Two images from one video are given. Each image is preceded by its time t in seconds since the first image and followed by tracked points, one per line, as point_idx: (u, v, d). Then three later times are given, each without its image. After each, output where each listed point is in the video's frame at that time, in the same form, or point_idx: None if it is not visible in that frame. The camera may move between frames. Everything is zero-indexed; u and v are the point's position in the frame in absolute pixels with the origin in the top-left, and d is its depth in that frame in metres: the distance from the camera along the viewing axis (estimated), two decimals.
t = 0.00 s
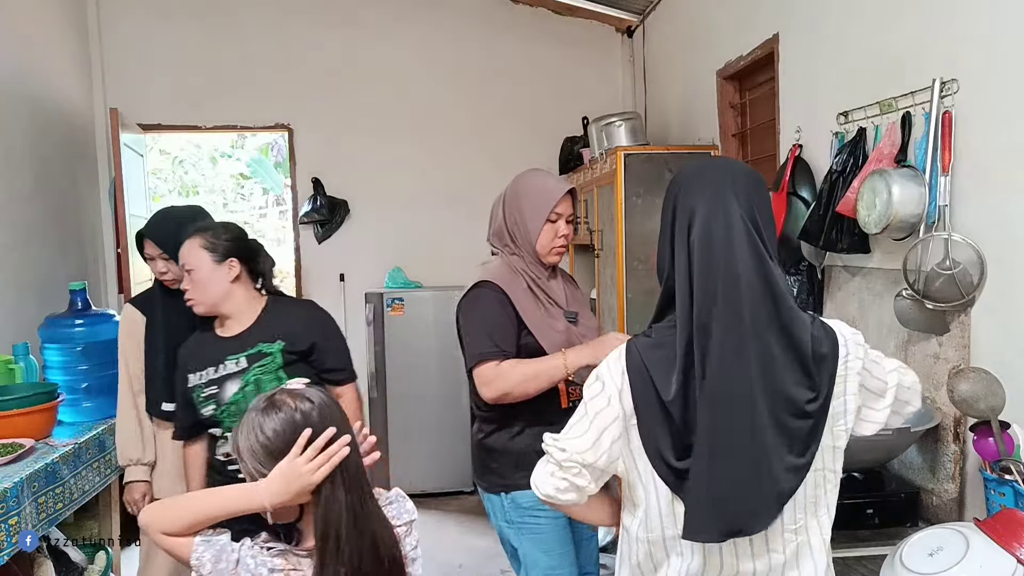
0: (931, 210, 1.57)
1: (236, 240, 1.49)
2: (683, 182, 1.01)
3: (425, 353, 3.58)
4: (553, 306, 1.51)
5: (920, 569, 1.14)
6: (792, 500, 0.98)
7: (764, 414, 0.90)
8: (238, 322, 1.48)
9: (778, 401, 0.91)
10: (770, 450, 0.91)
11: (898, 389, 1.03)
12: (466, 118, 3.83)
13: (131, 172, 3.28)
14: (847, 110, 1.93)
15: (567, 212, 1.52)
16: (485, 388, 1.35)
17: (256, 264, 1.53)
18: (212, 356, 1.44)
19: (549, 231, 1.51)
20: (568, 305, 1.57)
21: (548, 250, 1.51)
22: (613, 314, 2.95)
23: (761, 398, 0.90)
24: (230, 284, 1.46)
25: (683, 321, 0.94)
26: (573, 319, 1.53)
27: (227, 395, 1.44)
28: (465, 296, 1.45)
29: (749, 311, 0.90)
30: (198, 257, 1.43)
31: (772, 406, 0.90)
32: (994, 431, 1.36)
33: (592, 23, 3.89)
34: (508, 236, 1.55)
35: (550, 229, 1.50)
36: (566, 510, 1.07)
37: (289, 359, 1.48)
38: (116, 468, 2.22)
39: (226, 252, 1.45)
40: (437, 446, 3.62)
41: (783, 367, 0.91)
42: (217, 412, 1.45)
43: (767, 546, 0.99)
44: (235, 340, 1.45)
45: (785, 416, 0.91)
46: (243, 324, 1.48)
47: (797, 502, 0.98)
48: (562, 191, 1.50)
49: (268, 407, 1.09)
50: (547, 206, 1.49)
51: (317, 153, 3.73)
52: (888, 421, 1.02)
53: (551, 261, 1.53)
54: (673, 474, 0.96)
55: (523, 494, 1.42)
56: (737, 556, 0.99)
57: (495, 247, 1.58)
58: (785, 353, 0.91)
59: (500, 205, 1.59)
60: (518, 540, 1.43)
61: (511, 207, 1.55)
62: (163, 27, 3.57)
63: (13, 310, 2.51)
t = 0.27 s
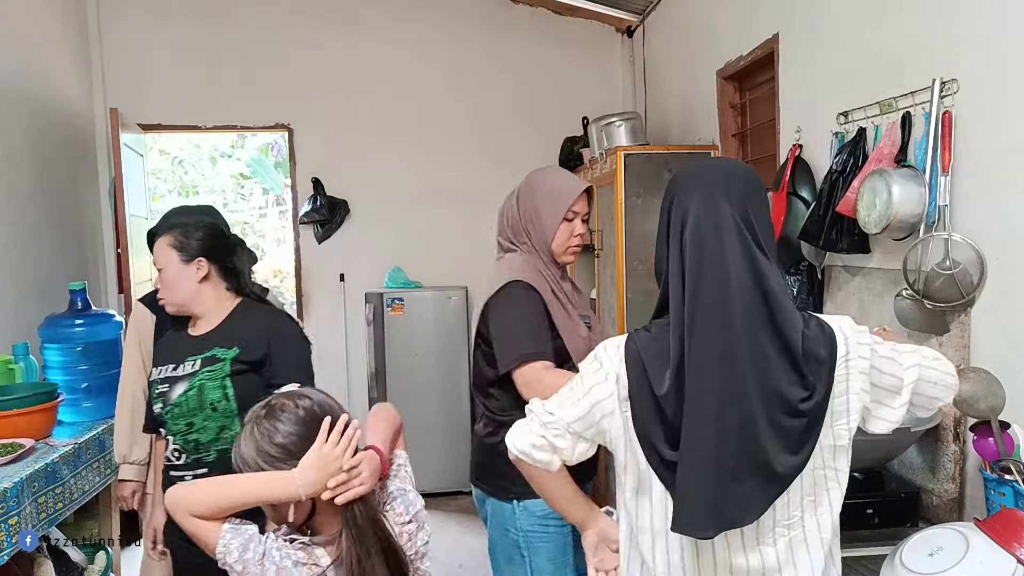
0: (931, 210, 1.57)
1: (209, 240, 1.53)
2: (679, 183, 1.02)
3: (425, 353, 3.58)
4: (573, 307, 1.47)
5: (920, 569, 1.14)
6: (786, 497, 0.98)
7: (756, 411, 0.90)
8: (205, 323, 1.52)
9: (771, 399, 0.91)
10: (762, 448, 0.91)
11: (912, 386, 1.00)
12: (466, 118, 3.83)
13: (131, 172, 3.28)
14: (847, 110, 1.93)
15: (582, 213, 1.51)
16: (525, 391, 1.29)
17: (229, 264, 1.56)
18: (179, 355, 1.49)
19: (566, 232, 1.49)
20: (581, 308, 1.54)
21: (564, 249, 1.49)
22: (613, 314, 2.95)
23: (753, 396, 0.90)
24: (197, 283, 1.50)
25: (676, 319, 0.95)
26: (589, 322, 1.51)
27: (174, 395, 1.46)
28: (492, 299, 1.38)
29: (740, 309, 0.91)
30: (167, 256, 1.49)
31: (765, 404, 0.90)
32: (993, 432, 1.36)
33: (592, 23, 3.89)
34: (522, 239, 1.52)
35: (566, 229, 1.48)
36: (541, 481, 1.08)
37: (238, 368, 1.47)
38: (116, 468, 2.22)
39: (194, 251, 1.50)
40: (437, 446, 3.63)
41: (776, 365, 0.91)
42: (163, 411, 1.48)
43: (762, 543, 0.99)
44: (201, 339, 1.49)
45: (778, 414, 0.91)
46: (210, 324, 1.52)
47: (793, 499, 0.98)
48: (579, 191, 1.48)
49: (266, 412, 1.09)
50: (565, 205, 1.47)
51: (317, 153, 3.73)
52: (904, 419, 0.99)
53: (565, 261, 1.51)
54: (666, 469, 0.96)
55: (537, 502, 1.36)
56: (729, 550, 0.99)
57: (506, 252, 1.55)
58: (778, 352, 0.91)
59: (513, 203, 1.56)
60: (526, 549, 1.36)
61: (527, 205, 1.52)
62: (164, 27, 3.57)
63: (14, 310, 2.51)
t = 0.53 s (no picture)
0: (931, 210, 1.57)
1: (189, 239, 1.51)
2: (679, 185, 1.02)
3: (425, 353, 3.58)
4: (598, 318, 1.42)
5: (920, 569, 1.14)
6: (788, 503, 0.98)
7: (753, 412, 0.90)
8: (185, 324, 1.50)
9: (768, 400, 0.91)
10: (760, 450, 0.90)
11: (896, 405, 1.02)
12: (465, 118, 3.83)
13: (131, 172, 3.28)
14: (847, 111, 1.93)
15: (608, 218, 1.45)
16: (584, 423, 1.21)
17: (212, 265, 1.53)
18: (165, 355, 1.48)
19: (593, 239, 1.42)
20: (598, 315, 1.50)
21: (590, 257, 1.43)
22: (613, 314, 2.95)
23: (750, 397, 0.90)
24: (175, 284, 1.49)
25: (673, 318, 0.95)
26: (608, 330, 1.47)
27: (139, 399, 1.44)
28: (534, 316, 1.28)
29: (740, 309, 0.91)
30: (147, 255, 1.49)
31: (761, 405, 0.90)
32: (994, 432, 1.36)
33: (592, 23, 3.89)
34: (545, 243, 1.44)
35: (594, 236, 1.42)
36: (558, 489, 1.02)
37: (191, 380, 1.41)
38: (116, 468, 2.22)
39: (173, 251, 1.48)
40: (437, 446, 3.63)
41: (774, 366, 0.91)
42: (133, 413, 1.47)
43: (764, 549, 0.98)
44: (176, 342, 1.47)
45: (776, 415, 0.91)
46: (187, 327, 1.50)
47: (795, 505, 0.98)
48: (609, 196, 1.41)
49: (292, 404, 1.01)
50: (595, 212, 1.40)
51: (316, 153, 3.73)
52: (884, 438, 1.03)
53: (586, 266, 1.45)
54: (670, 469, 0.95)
55: (559, 520, 1.35)
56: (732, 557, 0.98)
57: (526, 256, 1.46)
58: (777, 352, 0.91)
59: (534, 204, 1.47)
60: (539, 567, 1.34)
61: (551, 208, 1.44)
62: (164, 27, 3.57)
63: (14, 310, 2.52)
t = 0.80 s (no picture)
0: (931, 210, 1.57)
1: (166, 239, 1.40)
2: (679, 184, 1.02)
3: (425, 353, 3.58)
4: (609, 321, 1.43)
5: (920, 569, 1.14)
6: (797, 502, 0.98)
7: (764, 411, 0.90)
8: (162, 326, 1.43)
9: (776, 398, 0.91)
10: (770, 448, 0.91)
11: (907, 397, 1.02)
12: (465, 118, 3.83)
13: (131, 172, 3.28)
14: (847, 110, 1.93)
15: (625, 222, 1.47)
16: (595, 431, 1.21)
17: (190, 267, 1.43)
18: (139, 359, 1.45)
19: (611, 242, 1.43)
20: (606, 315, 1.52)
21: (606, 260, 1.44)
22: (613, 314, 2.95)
23: (760, 395, 0.90)
24: (148, 285, 1.41)
25: (679, 317, 0.95)
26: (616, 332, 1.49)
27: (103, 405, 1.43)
28: (551, 324, 1.27)
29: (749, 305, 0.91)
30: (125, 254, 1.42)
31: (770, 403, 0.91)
32: (993, 432, 1.36)
33: (592, 23, 3.89)
34: (561, 245, 1.44)
35: (614, 240, 1.43)
36: (591, 502, 0.96)
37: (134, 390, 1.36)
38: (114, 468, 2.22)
39: (147, 249, 1.39)
40: (437, 446, 3.63)
41: (780, 364, 0.92)
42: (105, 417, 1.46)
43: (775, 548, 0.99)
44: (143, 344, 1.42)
45: (783, 413, 0.92)
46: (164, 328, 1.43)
47: (802, 504, 0.99)
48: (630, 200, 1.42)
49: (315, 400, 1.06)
50: (617, 215, 1.41)
51: (316, 153, 3.72)
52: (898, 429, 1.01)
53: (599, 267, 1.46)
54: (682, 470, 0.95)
55: (568, 530, 1.36)
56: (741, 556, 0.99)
57: (539, 258, 1.45)
58: (783, 350, 0.92)
59: (553, 203, 1.46)
60: None
61: (572, 209, 1.44)
62: (164, 27, 3.57)
63: (13, 310, 2.51)
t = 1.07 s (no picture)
0: (930, 210, 1.57)
1: (133, 240, 1.36)
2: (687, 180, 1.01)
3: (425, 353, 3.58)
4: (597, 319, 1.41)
5: (920, 569, 1.14)
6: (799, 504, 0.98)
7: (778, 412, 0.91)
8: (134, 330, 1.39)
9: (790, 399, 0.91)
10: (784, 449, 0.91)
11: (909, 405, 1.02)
12: (465, 117, 3.83)
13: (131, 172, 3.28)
14: (847, 110, 1.93)
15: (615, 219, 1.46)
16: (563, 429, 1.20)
17: (159, 267, 1.38)
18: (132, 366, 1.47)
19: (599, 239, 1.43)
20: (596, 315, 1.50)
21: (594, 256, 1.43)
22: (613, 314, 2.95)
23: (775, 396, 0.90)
24: (119, 289, 1.37)
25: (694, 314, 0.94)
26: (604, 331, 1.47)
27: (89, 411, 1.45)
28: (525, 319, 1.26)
29: (756, 306, 0.91)
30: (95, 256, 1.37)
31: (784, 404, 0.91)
32: (993, 432, 1.36)
33: (592, 23, 3.89)
34: (549, 241, 1.43)
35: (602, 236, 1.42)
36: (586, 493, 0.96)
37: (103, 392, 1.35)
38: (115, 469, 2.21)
39: (114, 251, 1.34)
40: (437, 445, 3.63)
41: (795, 366, 0.92)
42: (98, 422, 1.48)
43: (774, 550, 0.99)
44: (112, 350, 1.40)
45: (795, 414, 0.92)
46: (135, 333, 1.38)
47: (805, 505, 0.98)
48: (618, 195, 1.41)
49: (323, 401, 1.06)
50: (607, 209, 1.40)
51: (316, 153, 3.72)
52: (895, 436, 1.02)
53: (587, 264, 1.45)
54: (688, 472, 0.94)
55: (580, 529, 1.35)
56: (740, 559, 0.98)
57: (523, 258, 1.45)
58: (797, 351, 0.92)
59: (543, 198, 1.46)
60: None
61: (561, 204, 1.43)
62: (164, 26, 3.57)
63: (14, 310, 2.52)
